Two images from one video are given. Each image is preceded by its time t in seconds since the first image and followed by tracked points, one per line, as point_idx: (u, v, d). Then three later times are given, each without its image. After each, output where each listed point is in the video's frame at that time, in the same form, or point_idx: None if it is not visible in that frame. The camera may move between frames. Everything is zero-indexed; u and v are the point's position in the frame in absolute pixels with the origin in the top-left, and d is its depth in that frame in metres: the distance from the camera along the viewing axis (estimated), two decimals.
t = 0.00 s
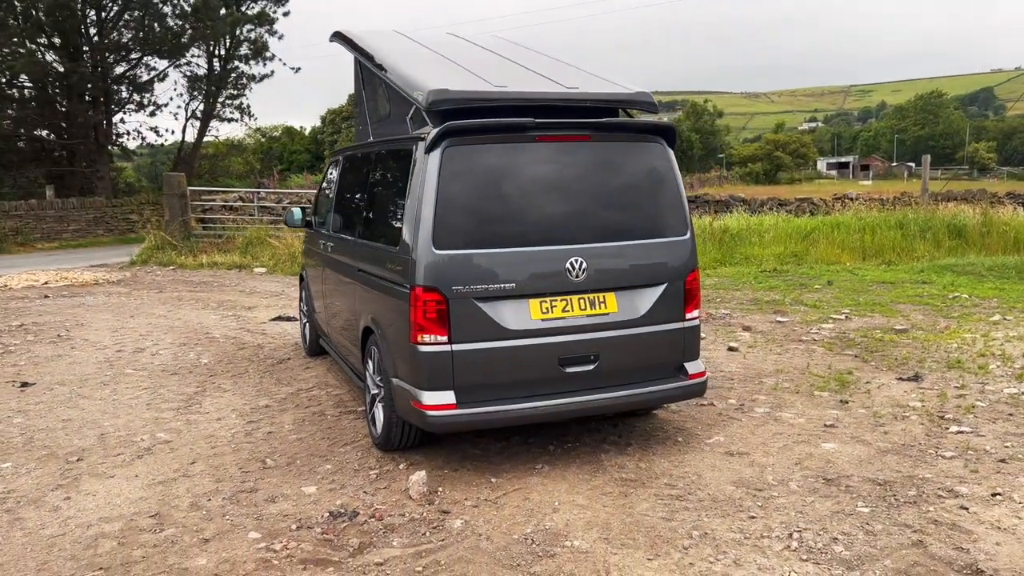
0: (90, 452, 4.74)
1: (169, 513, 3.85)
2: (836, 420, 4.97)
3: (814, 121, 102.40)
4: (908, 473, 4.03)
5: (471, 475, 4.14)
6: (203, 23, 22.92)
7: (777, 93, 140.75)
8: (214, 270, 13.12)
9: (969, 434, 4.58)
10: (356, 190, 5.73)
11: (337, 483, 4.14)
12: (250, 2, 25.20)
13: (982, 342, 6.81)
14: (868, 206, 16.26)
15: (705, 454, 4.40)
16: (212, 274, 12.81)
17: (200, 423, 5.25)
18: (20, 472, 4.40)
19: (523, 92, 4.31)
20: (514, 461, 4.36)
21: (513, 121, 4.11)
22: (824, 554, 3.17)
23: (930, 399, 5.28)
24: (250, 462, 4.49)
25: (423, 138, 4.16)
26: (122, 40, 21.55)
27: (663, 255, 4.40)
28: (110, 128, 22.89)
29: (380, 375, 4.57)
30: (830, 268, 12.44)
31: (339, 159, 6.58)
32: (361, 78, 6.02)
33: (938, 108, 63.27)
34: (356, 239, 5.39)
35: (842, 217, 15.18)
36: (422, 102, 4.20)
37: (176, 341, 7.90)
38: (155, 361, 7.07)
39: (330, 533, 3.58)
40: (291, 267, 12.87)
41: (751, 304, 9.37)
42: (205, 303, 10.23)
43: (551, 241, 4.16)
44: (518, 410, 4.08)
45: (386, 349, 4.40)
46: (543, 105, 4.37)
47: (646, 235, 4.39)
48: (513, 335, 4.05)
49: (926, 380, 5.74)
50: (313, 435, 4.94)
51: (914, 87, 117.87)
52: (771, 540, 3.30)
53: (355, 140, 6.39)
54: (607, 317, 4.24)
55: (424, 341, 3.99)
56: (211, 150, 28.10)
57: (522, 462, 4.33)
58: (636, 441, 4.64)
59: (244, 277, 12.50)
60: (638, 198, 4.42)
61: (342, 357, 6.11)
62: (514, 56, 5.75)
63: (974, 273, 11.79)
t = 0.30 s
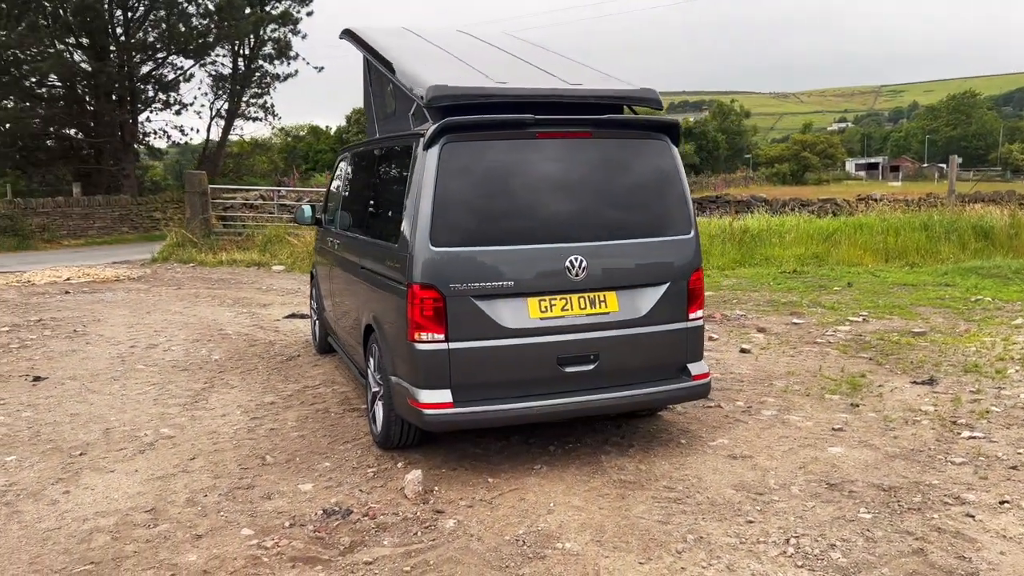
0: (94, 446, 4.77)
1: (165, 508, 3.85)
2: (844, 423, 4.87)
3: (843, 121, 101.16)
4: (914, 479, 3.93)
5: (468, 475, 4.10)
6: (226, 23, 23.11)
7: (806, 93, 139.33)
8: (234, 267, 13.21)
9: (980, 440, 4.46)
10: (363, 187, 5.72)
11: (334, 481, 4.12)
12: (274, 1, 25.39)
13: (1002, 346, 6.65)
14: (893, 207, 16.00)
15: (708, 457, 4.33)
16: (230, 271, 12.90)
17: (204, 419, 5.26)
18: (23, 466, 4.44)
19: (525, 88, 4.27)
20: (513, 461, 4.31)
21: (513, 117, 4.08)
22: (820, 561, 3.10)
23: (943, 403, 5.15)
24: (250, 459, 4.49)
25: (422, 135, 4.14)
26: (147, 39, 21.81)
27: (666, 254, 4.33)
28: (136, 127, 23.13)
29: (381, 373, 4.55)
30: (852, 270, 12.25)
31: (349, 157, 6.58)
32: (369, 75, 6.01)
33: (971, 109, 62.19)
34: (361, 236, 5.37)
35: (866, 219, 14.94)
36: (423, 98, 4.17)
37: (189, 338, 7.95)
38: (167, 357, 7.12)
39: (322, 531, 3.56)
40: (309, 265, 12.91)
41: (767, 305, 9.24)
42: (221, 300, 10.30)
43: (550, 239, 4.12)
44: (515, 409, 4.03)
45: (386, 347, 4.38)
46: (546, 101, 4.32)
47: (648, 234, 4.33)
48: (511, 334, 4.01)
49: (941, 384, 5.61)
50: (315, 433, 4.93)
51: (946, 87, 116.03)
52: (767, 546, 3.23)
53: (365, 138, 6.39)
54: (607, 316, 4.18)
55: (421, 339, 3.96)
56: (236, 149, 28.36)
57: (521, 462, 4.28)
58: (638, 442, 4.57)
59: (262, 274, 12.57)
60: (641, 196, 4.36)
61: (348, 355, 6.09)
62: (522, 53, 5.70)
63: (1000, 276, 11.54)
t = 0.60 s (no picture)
0: (92, 448, 4.74)
1: (154, 514, 3.80)
2: (856, 436, 4.70)
3: (876, 122, 99.62)
4: (926, 497, 3.77)
5: (463, 485, 4.00)
6: (252, 23, 23.24)
7: (838, 94, 137.55)
8: (253, 267, 13.24)
9: (999, 456, 4.27)
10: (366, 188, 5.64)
11: (326, 488, 4.04)
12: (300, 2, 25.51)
13: None
14: (921, 210, 15.65)
15: (711, 469, 4.19)
16: (249, 270, 12.94)
17: (204, 421, 5.23)
18: (20, 467, 4.42)
19: (524, 88, 4.16)
20: (510, 470, 4.21)
21: (511, 119, 3.98)
22: None
23: (962, 416, 4.96)
24: (245, 463, 4.43)
25: (419, 135, 4.05)
26: (175, 40, 22.03)
27: (670, 260, 4.21)
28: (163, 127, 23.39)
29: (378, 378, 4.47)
30: (877, 275, 11.98)
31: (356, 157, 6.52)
32: (376, 75, 5.93)
33: (1008, 110, 60.90)
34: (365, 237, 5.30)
35: (893, 222, 14.62)
36: (420, 99, 4.09)
37: (200, 337, 7.95)
38: (176, 357, 7.11)
39: (309, 541, 3.48)
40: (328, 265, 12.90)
41: (787, 311, 9.03)
42: (237, 299, 10.31)
43: (550, 242, 4.01)
44: (512, 418, 3.93)
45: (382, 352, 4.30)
46: (546, 102, 4.21)
47: (651, 239, 4.21)
48: (508, 340, 3.91)
49: (961, 396, 5.41)
50: (314, 437, 4.87)
51: (983, 88, 113.85)
52: (765, 568, 3.10)
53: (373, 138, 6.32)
54: (607, 323, 4.07)
55: (416, 345, 3.87)
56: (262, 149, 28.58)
57: (518, 472, 4.18)
58: (641, 453, 4.44)
59: (281, 274, 12.60)
60: (646, 199, 4.24)
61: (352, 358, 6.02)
62: (529, 52, 5.60)
63: None
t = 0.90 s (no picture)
0: (101, 448, 4.76)
1: (155, 517, 3.79)
2: (873, 449, 4.56)
3: (913, 123, 97.88)
4: (942, 516, 3.64)
5: (464, 494, 3.95)
6: (281, 23, 23.27)
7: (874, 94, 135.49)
8: (276, 266, 13.30)
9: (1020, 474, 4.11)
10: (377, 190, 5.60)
11: (327, 494, 4.01)
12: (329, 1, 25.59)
13: None
14: (955, 214, 15.30)
15: (719, 481, 4.09)
16: (272, 269, 13.01)
17: (213, 422, 5.23)
18: (29, 467, 4.45)
19: (531, 91, 4.10)
20: (514, 479, 4.14)
21: (516, 122, 3.91)
22: None
23: (985, 430, 4.79)
24: (249, 467, 4.41)
25: (424, 139, 4.00)
26: (205, 40, 22.23)
27: (679, 268, 4.11)
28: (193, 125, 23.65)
29: (382, 383, 4.43)
30: (906, 280, 11.71)
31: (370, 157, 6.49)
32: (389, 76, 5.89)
33: None
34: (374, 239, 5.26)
35: (924, 226, 14.31)
36: (426, 101, 4.04)
37: (218, 337, 7.98)
38: (192, 357, 7.14)
39: (305, 549, 3.45)
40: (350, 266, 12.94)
41: (811, 317, 8.86)
42: (258, 298, 10.36)
43: (555, 249, 3.94)
44: (514, 426, 3.87)
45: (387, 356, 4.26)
46: (553, 105, 4.14)
47: (660, 245, 4.12)
48: (511, 348, 3.84)
49: (985, 409, 5.24)
50: (320, 441, 4.84)
51: None
52: None
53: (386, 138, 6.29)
54: (613, 331, 3.99)
55: (418, 351, 3.82)
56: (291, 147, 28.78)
57: (522, 481, 4.11)
58: (649, 463, 4.35)
59: (303, 273, 12.65)
60: (655, 204, 4.14)
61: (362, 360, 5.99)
62: (542, 53, 5.53)
63: None
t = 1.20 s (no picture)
0: (114, 440, 4.79)
1: (160, 510, 3.80)
2: (892, 455, 4.44)
3: (953, 121, 96.01)
4: (959, 525, 3.52)
5: (469, 493, 3.91)
6: (311, 20, 23.51)
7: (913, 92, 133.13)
8: (302, 261, 13.38)
9: None
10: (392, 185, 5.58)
11: (332, 491, 3.99)
12: None
13: None
14: (992, 214, 14.94)
15: (731, 485, 4.00)
16: (298, 264, 13.08)
17: (226, 417, 5.24)
18: (42, 458, 4.49)
19: (541, 86, 4.04)
20: (520, 479, 4.09)
21: (525, 117, 3.86)
22: None
23: (1010, 438, 4.64)
24: (258, 462, 4.41)
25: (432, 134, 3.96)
26: (236, 36, 22.46)
27: (692, 267, 4.03)
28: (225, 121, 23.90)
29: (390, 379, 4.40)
30: (938, 282, 11.45)
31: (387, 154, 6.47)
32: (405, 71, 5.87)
33: None
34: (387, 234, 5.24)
35: (959, 226, 13.99)
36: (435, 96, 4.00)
37: (238, 331, 8.03)
38: (212, 350, 7.18)
39: (306, 546, 3.43)
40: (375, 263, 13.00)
41: (837, 318, 8.68)
42: (282, 293, 10.42)
43: (564, 246, 3.88)
44: (520, 426, 3.82)
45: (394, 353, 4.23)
46: (564, 100, 4.08)
47: (672, 243, 4.03)
48: (517, 347, 3.79)
49: (1013, 415, 5.08)
50: (330, 437, 4.83)
51: None
52: None
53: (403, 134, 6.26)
54: (623, 331, 3.92)
55: (423, 348, 3.78)
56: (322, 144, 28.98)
57: (528, 481, 4.06)
58: (659, 465, 4.27)
59: (328, 268, 12.71)
60: (667, 201, 4.06)
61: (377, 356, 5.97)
62: (558, 49, 5.47)
63: None
